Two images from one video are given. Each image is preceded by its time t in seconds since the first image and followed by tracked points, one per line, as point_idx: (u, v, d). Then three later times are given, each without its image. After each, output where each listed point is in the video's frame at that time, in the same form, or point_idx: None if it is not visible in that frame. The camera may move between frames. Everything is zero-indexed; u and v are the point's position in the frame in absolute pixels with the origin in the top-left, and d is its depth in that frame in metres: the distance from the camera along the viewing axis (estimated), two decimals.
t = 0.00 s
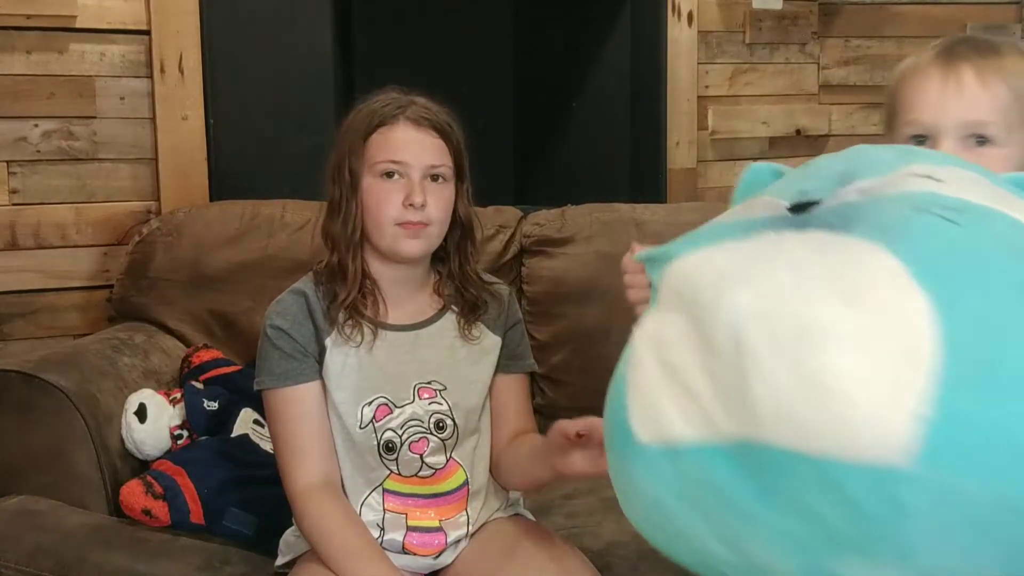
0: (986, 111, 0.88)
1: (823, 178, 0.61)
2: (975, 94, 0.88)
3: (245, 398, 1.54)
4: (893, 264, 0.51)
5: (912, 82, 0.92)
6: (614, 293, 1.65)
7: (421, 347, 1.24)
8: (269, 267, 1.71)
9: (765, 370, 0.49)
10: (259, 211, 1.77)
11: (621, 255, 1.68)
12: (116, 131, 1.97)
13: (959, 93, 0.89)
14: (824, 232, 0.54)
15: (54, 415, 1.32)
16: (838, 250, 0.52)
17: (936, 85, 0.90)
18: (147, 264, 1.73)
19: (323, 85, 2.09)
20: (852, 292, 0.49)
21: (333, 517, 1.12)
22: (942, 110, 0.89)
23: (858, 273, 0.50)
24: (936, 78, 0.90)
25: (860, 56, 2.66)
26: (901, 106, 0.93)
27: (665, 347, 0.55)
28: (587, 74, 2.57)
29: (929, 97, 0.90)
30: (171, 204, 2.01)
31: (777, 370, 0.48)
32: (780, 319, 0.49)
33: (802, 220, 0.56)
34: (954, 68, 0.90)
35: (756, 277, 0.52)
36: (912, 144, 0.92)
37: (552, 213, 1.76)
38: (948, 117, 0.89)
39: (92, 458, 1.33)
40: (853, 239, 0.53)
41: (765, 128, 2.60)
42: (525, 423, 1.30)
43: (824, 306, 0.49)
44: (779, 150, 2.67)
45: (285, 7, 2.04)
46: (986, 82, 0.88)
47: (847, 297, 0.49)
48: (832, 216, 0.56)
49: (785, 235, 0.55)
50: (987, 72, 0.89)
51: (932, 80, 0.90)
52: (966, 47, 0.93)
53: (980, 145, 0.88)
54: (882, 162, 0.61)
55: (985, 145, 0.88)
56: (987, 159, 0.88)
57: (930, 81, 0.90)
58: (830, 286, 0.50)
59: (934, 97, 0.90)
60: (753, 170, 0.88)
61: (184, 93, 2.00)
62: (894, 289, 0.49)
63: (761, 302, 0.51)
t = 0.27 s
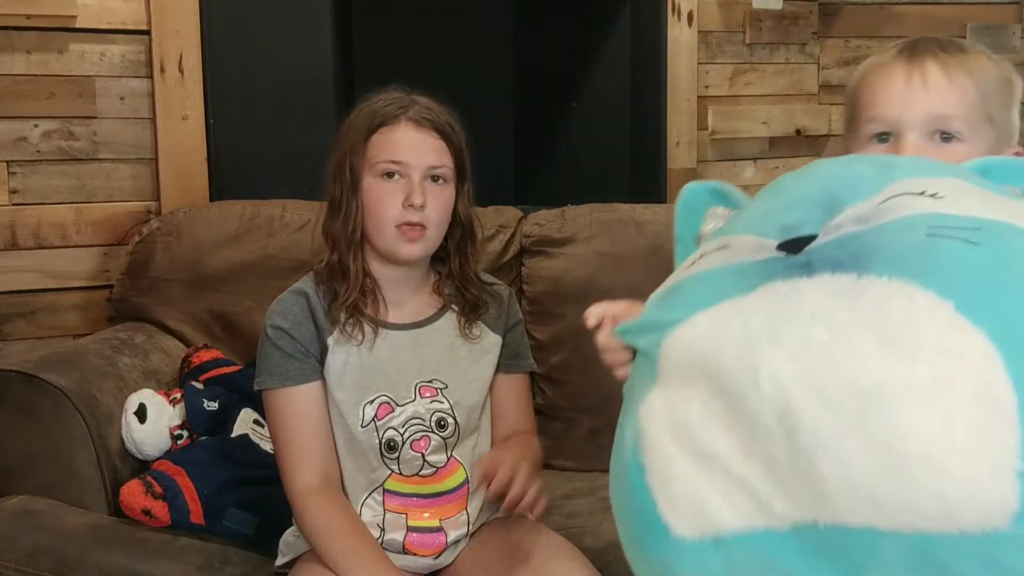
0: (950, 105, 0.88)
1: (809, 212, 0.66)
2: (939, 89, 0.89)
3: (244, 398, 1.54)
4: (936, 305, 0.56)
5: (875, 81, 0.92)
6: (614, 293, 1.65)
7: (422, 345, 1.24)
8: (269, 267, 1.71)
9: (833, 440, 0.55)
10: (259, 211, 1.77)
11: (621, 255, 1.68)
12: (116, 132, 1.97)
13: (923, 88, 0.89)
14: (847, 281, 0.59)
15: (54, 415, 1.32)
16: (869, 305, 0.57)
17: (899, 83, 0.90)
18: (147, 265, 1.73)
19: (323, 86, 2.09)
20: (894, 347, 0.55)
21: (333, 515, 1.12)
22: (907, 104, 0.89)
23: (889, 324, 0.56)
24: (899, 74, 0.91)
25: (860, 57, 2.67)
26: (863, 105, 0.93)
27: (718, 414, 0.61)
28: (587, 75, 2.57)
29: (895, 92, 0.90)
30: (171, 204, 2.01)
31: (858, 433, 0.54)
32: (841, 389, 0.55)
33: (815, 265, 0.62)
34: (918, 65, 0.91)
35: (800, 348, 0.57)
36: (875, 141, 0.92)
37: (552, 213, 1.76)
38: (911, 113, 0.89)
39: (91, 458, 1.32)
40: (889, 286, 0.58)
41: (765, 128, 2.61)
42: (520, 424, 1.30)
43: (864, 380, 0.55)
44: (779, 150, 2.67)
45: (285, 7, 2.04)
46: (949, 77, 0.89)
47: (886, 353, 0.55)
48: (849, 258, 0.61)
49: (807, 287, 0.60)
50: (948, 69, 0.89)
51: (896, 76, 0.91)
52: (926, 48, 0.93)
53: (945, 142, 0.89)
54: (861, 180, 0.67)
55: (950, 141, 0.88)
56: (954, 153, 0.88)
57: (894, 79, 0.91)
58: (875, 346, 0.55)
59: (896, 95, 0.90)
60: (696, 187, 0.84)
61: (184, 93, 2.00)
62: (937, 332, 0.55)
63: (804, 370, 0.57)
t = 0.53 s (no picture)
0: (930, 116, 0.81)
1: (780, 254, 0.54)
2: (919, 99, 0.82)
3: (244, 398, 1.54)
4: (912, 377, 0.44)
5: (858, 87, 0.86)
6: (613, 293, 1.66)
7: (420, 346, 1.24)
8: (269, 267, 1.71)
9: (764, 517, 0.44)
10: (259, 211, 1.77)
11: (621, 255, 1.68)
12: (116, 132, 1.97)
13: (900, 99, 0.82)
14: (806, 347, 0.47)
15: (54, 415, 1.32)
16: (836, 381, 0.45)
17: (876, 93, 0.84)
18: (147, 264, 1.73)
19: (323, 87, 2.09)
20: (835, 424, 0.43)
21: (329, 512, 1.12)
22: (884, 115, 0.82)
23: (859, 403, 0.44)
24: (876, 84, 0.84)
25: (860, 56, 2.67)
26: (844, 114, 0.86)
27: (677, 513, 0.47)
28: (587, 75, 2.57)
29: (873, 104, 0.83)
30: (171, 204, 2.01)
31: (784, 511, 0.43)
32: (785, 483, 0.43)
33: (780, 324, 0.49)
34: (896, 72, 0.84)
35: (742, 412, 0.46)
36: (853, 157, 0.85)
37: (552, 213, 1.76)
38: (890, 124, 0.82)
39: (91, 458, 1.32)
40: (860, 354, 0.46)
41: (765, 128, 2.61)
42: (522, 430, 1.29)
43: (842, 428, 0.43)
44: (779, 150, 2.68)
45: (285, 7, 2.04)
46: (931, 86, 0.82)
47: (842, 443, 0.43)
48: (818, 319, 0.48)
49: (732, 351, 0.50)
50: (925, 77, 0.83)
51: (873, 86, 0.84)
52: (910, 53, 0.86)
53: (927, 155, 0.81)
54: (838, 213, 0.54)
55: (931, 153, 0.81)
56: (937, 167, 0.80)
57: (871, 89, 0.84)
58: (817, 428, 0.44)
59: (873, 106, 0.83)
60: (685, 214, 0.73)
61: (184, 92, 2.00)
62: (910, 408, 0.43)
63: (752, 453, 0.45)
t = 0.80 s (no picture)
0: (883, 117, 0.57)
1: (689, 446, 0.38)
2: (869, 98, 0.57)
3: (244, 397, 1.54)
4: None
5: (798, 89, 0.60)
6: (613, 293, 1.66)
7: (422, 346, 1.23)
8: (269, 267, 1.71)
9: None
10: (259, 211, 1.77)
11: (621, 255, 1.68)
12: (116, 131, 1.97)
13: (847, 100, 0.57)
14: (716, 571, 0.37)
15: (54, 414, 1.32)
16: None
17: (815, 93, 0.59)
18: (147, 264, 1.73)
19: (323, 86, 2.09)
20: None
21: (328, 509, 1.13)
22: (831, 119, 0.57)
23: None
24: (819, 85, 0.59)
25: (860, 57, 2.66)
26: (784, 117, 0.60)
27: None
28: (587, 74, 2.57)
29: (812, 106, 0.58)
30: (171, 204, 2.01)
31: None
32: None
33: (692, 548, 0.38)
34: (841, 69, 0.58)
35: None
36: (800, 168, 0.60)
37: (552, 213, 1.76)
38: (835, 134, 0.57)
39: (91, 458, 1.32)
40: None
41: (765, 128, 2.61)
42: (526, 433, 1.28)
43: None
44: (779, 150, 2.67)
45: (285, 7, 2.04)
46: (882, 83, 0.57)
47: None
48: (730, 542, 0.37)
49: None
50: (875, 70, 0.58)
51: (813, 85, 0.59)
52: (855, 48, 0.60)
53: (876, 164, 0.58)
54: (741, 375, 0.38)
55: (885, 165, 0.57)
56: (889, 186, 0.58)
57: (810, 89, 0.59)
58: None
59: (810, 107, 0.58)
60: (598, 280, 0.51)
61: (184, 92, 2.00)
62: None
63: None
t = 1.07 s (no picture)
0: (813, 109, 0.64)
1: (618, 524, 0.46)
2: (799, 91, 0.64)
3: (245, 397, 1.54)
4: None
5: (729, 82, 0.66)
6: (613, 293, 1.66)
7: (424, 348, 1.23)
8: (269, 267, 1.71)
9: None
10: (259, 211, 1.77)
11: (622, 255, 1.68)
12: (116, 131, 1.97)
13: (779, 91, 0.64)
14: None
15: (54, 414, 1.32)
16: None
17: (746, 87, 0.65)
18: (147, 264, 1.73)
19: (322, 86, 2.09)
20: None
21: (330, 508, 1.13)
22: (761, 108, 0.64)
23: None
24: (752, 74, 0.66)
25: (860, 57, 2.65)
26: (712, 110, 0.67)
27: None
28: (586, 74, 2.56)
29: (742, 94, 0.65)
30: (170, 204, 2.01)
31: None
32: None
33: None
34: (774, 62, 0.66)
35: None
36: (726, 159, 0.66)
37: (552, 213, 1.76)
38: (764, 119, 0.63)
39: (91, 458, 1.32)
40: None
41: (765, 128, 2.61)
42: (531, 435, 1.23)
43: None
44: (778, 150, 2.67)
45: (284, 7, 2.04)
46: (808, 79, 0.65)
47: None
48: None
49: None
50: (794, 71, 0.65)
51: (745, 76, 0.66)
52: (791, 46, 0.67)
53: (803, 156, 0.64)
54: (670, 479, 0.44)
55: (811, 157, 0.64)
56: (814, 175, 0.64)
57: (742, 78, 0.66)
58: None
59: (743, 96, 0.65)
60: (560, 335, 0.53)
61: (184, 92, 2.00)
62: None
63: None
